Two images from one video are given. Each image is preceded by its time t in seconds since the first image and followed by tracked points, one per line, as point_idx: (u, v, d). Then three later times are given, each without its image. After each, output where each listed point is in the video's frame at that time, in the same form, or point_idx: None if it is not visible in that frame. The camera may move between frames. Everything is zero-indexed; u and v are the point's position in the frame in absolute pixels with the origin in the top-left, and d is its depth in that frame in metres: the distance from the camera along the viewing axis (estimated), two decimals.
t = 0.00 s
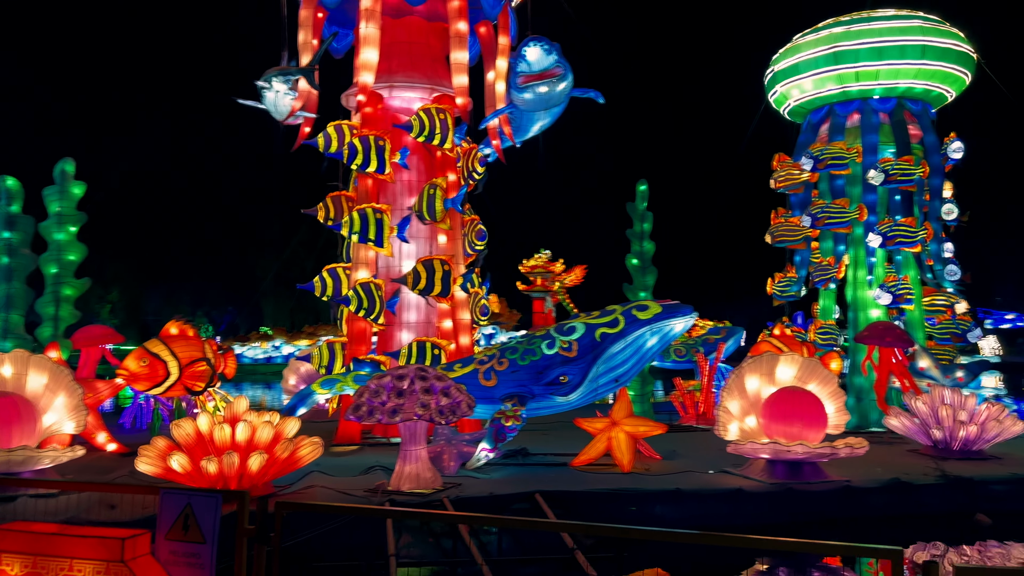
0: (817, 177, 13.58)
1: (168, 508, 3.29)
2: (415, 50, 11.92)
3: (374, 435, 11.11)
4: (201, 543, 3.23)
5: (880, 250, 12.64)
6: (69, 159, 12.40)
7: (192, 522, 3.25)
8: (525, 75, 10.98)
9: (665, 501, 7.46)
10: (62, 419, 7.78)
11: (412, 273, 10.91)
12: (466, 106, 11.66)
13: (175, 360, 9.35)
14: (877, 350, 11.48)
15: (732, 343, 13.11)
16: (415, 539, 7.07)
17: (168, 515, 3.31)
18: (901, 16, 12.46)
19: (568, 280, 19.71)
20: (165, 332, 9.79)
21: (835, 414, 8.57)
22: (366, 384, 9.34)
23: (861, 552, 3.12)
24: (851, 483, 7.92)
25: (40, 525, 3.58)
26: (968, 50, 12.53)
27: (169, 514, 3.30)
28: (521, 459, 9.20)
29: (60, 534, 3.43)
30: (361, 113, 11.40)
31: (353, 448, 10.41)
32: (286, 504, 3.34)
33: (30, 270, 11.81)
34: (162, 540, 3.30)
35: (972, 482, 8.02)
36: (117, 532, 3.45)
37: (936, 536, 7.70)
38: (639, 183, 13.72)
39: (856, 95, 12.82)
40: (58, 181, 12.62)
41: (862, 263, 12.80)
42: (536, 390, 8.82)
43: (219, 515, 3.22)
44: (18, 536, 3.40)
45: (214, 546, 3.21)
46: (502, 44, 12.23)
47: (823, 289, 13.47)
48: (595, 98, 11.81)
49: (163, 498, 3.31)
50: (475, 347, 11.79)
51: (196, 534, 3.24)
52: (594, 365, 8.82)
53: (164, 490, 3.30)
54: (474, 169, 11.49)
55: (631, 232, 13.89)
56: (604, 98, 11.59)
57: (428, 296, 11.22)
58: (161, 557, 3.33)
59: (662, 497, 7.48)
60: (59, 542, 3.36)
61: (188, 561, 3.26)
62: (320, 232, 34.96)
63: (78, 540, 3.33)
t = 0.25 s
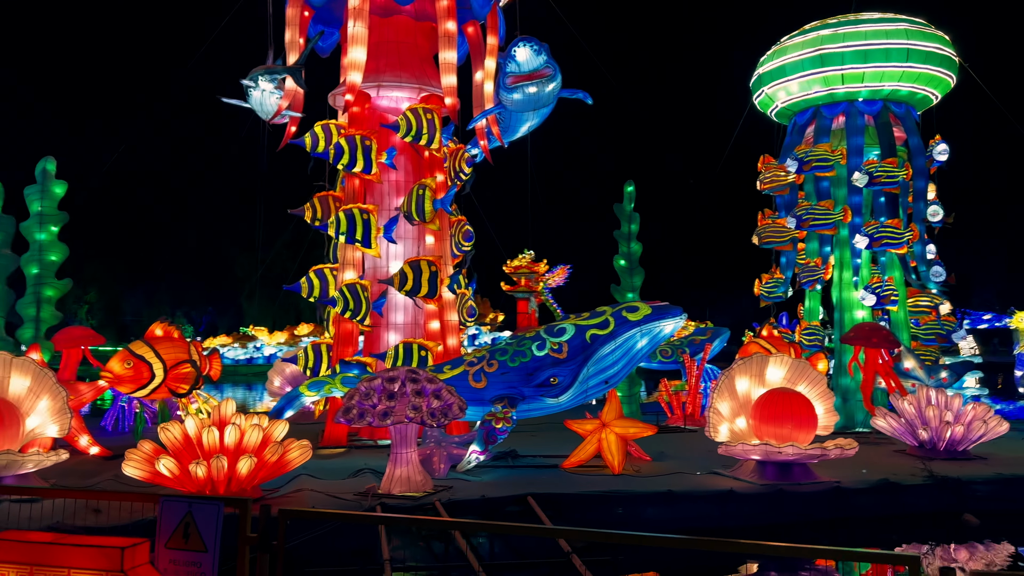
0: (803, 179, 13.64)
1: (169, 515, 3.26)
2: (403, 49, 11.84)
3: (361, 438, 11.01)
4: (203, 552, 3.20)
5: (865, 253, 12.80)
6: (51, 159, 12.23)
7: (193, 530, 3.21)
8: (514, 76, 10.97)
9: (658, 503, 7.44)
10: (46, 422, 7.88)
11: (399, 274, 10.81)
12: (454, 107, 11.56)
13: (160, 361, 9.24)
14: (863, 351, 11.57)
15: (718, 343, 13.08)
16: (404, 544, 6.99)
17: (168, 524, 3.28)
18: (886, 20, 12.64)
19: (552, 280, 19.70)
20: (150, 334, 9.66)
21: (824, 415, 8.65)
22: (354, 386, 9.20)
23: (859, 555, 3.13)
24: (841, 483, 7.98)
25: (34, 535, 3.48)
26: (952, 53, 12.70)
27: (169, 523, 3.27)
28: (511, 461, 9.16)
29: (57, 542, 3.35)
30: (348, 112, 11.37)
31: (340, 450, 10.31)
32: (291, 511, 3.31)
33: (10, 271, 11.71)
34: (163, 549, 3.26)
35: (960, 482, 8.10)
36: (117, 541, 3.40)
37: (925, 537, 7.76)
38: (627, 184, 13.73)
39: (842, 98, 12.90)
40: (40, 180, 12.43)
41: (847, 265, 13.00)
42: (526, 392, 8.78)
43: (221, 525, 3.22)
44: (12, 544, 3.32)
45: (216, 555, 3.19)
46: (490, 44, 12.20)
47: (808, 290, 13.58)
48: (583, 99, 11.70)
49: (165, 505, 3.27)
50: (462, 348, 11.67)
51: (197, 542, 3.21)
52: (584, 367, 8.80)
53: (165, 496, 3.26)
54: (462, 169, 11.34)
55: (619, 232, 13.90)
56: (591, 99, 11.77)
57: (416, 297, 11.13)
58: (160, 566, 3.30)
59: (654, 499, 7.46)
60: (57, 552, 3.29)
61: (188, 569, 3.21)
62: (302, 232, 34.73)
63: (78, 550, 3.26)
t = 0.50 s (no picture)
0: (796, 179, 13.69)
1: (177, 521, 3.17)
2: (396, 47, 11.74)
3: (354, 439, 10.91)
4: (213, 558, 3.10)
5: (859, 253, 12.88)
6: (39, 157, 12.08)
7: (202, 535, 3.13)
8: (509, 74, 10.84)
9: (658, 504, 7.41)
10: (36, 424, 7.88)
11: (393, 274, 10.70)
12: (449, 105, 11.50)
13: (151, 362, 9.09)
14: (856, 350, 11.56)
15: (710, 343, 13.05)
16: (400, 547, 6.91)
17: (176, 529, 3.17)
18: (879, 21, 12.69)
19: (541, 280, 19.65)
20: (141, 334, 9.53)
21: (822, 414, 8.67)
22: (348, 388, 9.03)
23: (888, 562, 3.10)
24: (839, 484, 7.96)
25: (41, 541, 3.51)
26: (945, 54, 12.76)
27: (177, 529, 3.17)
28: (507, 462, 9.10)
29: (60, 549, 3.38)
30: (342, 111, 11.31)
31: (333, 451, 10.20)
32: (303, 515, 3.24)
33: None
34: (171, 556, 3.15)
35: (956, 482, 8.12)
36: (124, 548, 3.42)
37: (922, 536, 7.78)
38: (621, 184, 13.71)
39: (835, 98, 12.92)
40: (27, 178, 12.27)
41: (841, 265, 13.02)
42: (522, 393, 8.72)
43: (231, 530, 3.13)
44: (18, 552, 3.35)
45: (227, 561, 3.09)
46: (484, 43, 12.09)
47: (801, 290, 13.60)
48: (578, 98, 11.58)
49: (173, 510, 3.17)
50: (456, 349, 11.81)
51: (207, 548, 3.12)
52: (581, 367, 8.72)
53: (173, 501, 3.17)
54: (456, 168, 11.32)
55: (613, 232, 13.87)
56: (585, 97, 11.46)
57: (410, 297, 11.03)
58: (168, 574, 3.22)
59: (652, 499, 7.42)
60: (60, 558, 3.32)
61: None
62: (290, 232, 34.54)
63: (82, 556, 3.29)
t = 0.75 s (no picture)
0: (791, 178, 13.69)
1: (186, 523, 3.11)
2: (392, 44, 11.66)
3: (350, 439, 10.82)
4: (224, 561, 3.05)
5: (854, 252, 12.93)
6: (30, 154, 11.98)
7: (212, 537, 3.07)
8: (506, 72, 10.78)
9: (658, 504, 7.38)
10: (29, 424, 7.85)
11: (389, 273, 10.60)
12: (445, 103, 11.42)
13: (145, 362, 9.00)
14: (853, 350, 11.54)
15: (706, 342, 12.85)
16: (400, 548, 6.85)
17: (186, 531, 3.11)
18: (875, 20, 12.72)
19: (532, 280, 19.60)
20: (135, 333, 9.42)
21: (821, 414, 8.68)
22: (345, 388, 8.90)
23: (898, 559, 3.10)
24: (839, 483, 7.96)
25: (45, 544, 3.46)
26: (939, 54, 12.80)
27: (188, 531, 3.10)
28: (505, 462, 9.07)
29: (67, 552, 3.32)
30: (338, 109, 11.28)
31: (329, 452, 10.12)
32: (315, 515, 3.20)
33: None
34: (180, 558, 3.10)
35: (955, 481, 8.13)
36: (132, 550, 3.39)
37: (923, 535, 7.78)
38: (616, 183, 13.70)
39: (831, 98, 12.94)
40: (18, 176, 12.16)
41: (836, 265, 13.13)
42: (521, 392, 8.64)
43: (242, 531, 3.08)
44: (24, 556, 3.30)
45: (237, 563, 3.04)
46: (480, 41, 12.03)
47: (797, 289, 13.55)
48: (575, 96, 11.49)
49: (182, 511, 3.12)
50: (453, 349, 11.76)
51: (219, 550, 3.06)
52: (580, 367, 8.64)
53: (182, 502, 3.12)
54: (453, 166, 11.18)
55: (608, 232, 13.84)
56: (583, 98, 11.28)
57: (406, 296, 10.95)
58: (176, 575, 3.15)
59: (652, 499, 7.38)
60: (67, 561, 3.26)
61: None
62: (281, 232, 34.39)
63: (90, 560, 3.23)
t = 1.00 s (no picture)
0: (791, 179, 13.66)
1: (200, 531, 3.04)
2: (390, 43, 11.57)
3: (349, 441, 10.73)
4: (240, 570, 2.97)
5: (854, 252, 12.90)
6: (25, 154, 11.85)
7: (227, 546, 3.00)
8: (506, 71, 10.70)
9: (663, 506, 7.32)
10: (25, 427, 7.83)
11: (389, 273, 10.48)
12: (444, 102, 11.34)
13: (142, 364, 8.87)
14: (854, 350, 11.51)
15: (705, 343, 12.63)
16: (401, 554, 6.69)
17: (199, 541, 3.04)
18: (875, 20, 12.70)
19: (527, 281, 19.52)
20: (131, 335, 9.31)
21: (825, 415, 8.61)
22: (345, 390, 8.77)
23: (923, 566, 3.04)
24: (844, 484, 7.91)
25: (54, 554, 3.38)
26: (939, 54, 12.79)
27: (201, 541, 3.03)
28: (507, 463, 9.03)
29: (76, 561, 3.25)
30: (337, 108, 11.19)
31: (329, 454, 10.02)
32: (332, 523, 3.13)
33: None
34: (193, 566, 3.03)
35: (960, 482, 8.10)
36: (143, 560, 3.32)
37: (928, 537, 7.75)
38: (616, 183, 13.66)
39: (831, 97, 12.91)
40: (13, 175, 12.03)
41: (836, 265, 13.10)
42: (523, 394, 8.54)
43: (256, 541, 3.01)
44: (34, 566, 3.21)
45: (254, 572, 2.96)
46: (479, 40, 11.94)
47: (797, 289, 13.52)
48: (575, 96, 11.43)
49: (196, 520, 3.04)
50: (453, 349, 11.73)
51: (233, 560, 2.99)
52: (582, 368, 8.57)
53: (196, 511, 3.05)
54: (452, 166, 11.13)
55: (608, 232, 13.79)
56: (582, 96, 11.22)
57: (406, 297, 10.83)
58: None
59: (657, 501, 7.31)
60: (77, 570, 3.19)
61: None
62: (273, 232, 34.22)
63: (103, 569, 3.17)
